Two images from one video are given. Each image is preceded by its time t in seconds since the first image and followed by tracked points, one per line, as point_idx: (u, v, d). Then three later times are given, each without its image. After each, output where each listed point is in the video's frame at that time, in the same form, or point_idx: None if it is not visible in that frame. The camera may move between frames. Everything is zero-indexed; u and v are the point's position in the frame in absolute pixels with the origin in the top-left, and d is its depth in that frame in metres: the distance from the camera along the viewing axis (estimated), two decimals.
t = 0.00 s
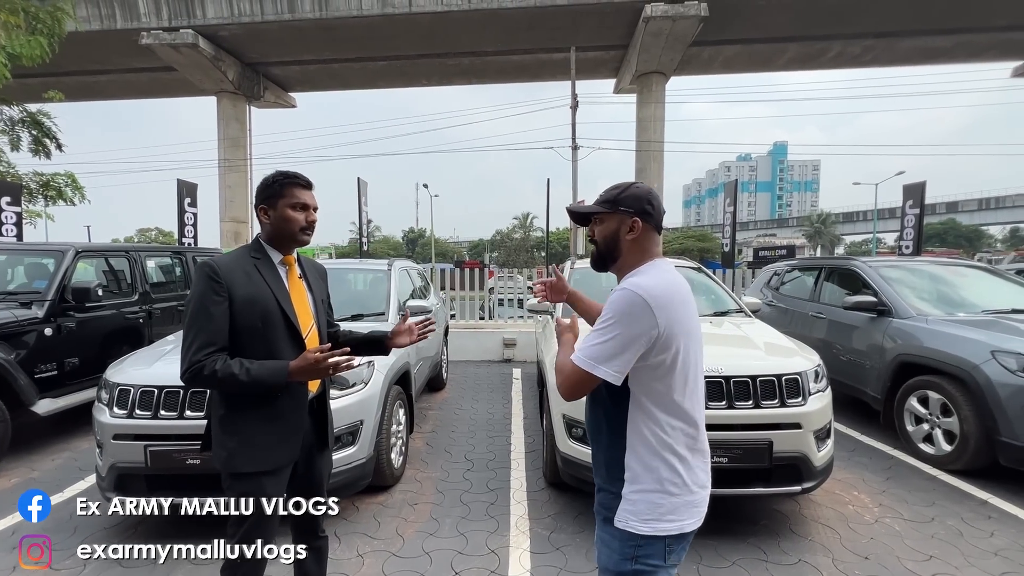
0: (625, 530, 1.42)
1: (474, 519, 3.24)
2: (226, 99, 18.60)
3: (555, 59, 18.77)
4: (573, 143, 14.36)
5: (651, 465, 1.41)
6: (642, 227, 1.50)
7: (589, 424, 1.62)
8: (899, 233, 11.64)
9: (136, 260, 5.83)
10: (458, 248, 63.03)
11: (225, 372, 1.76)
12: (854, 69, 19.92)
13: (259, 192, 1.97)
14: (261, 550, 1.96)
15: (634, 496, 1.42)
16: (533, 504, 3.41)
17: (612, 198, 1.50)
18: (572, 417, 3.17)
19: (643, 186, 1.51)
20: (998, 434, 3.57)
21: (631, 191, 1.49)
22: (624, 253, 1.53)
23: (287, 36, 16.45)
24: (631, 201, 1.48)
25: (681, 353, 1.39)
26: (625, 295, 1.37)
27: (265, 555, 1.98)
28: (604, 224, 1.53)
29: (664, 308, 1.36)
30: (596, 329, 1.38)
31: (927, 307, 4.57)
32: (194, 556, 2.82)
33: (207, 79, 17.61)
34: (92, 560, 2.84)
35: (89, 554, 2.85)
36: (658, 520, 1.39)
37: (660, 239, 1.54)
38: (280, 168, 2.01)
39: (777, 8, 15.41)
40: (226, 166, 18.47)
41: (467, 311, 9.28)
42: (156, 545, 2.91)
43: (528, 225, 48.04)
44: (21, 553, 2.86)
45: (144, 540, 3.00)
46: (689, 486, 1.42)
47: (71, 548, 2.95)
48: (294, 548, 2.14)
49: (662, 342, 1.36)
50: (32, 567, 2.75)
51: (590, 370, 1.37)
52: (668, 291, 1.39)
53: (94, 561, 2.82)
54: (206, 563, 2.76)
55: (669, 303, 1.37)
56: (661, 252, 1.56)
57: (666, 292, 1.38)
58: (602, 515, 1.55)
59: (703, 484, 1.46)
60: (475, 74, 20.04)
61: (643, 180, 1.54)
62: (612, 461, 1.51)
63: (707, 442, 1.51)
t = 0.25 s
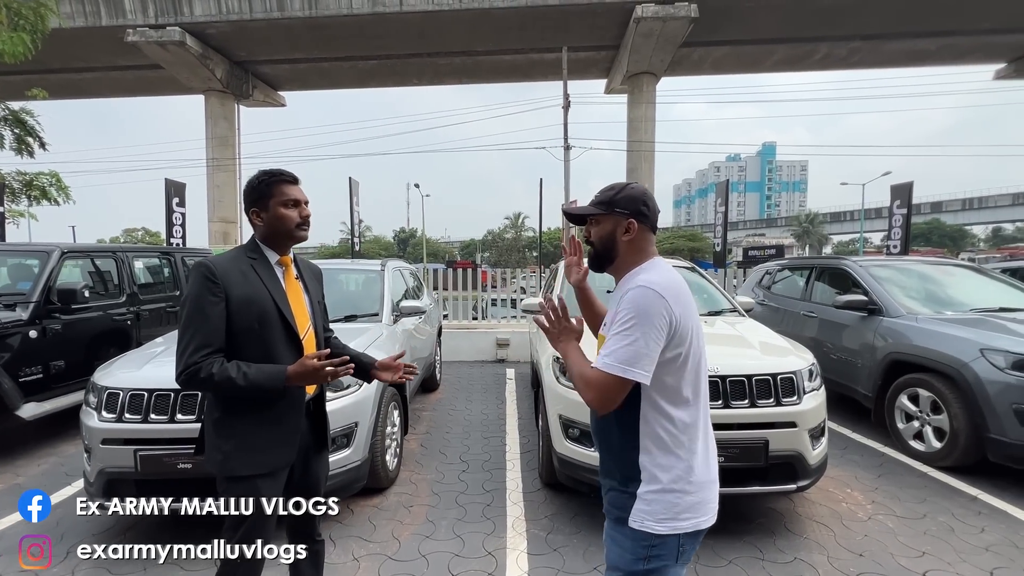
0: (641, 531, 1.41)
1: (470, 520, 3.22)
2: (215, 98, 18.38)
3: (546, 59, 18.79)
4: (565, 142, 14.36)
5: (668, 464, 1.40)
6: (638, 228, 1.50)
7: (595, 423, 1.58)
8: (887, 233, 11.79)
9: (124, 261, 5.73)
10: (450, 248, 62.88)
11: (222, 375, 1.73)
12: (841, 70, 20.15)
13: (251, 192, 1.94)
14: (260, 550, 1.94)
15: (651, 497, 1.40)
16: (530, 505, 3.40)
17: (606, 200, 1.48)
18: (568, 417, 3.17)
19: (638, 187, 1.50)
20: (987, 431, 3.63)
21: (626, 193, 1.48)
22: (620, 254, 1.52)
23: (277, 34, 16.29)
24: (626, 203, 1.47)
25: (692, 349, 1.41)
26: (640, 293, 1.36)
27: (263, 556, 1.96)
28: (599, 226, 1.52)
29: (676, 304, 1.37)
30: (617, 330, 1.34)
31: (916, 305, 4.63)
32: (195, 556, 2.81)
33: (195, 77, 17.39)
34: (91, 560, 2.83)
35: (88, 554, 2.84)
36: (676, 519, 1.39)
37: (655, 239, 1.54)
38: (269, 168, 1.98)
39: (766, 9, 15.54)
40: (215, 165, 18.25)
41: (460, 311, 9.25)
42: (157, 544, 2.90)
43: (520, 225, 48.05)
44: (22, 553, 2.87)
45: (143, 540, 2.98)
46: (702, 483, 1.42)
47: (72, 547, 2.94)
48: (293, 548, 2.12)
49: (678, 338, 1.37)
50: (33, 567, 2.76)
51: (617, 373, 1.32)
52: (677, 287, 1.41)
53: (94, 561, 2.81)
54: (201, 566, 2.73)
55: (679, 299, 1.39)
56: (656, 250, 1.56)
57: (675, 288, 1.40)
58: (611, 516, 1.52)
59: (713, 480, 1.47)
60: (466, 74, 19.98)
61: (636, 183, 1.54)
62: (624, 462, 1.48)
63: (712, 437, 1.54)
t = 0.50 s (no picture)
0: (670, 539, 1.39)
1: (467, 523, 3.19)
2: (199, 95, 18.07)
3: (535, 58, 18.78)
4: (556, 142, 14.36)
5: (694, 469, 1.40)
6: (651, 228, 1.48)
7: (608, 431, 1.51)
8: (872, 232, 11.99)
9: (107, 261, 5.60)
10: (439, 248, 62.62)
11: (220, 380, 1.69)
12: (826, 72, 20.43)
13: (241, 194, 1.87)
14: (261, 550, 1.90)
15: (678, 506, 1.38)
16: (526, 506, 3.39)
17: (618, 199, 1.47)
18: (565, 418, 3.16)
19: (650, 186, 1.48)
20: (975, 427, 3.69)
21: (640, 192, 1.46)
22: (633, 255, 1.51)
23: (262, 31, 16.05)
24: (639, 202, 1.45)
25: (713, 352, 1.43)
26: (673, 301, 1.34)
27: (263, 555, 1.93)
28: (611, 225, 1.50)
29: (702, 308, 1.38)
30: (657, 341, 1.30)
31: (904, 303, 4.70)
32: (196, 556, 2.80)
33: (178, 73, 17.07)
34: (92, 560, 2.81)
35: (89, 554, 2.80)
36: (702, 523, 1.40)
37: (665, 240, 1.54)
38: (259, 169, 1.91)
39: (753, 11, 15.69)
40: (199, 163, 17.94)
41: (451, 311, 9.20)
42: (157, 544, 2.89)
43: (509, 224, 48.02)
44: (22, 553, 2.90)
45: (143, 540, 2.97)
46: (721, 483, 1.45)
47: (63, 553, 2.89)
48: (293, 549, 2.09)
49: (706, 342, 1.38)
50: (33, 567, 2.77)
51: (658, 386, 1.28)
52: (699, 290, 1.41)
53: (96, 561, 2.80)
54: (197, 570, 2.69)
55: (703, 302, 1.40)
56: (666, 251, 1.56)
57: (698, 293, 1.40)
58: (630, 529, 1.47)
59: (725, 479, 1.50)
60: (455, 73, 19.88)
61: (649, 181, 1.52)
62: (644, 473, 1.42)
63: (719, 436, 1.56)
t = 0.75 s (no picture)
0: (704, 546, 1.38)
1: (464, 527, 3.15)
2: (180, 90, 17.68)
3: (523, 56, 18.73)
4: (544, 140, 14.33)
5: (724, 475, 1.38)
6: (674, 230, 1.46)
7: (632, 441, 1.48)
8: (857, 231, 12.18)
9: (87, 260, 5.42)
10: (426, 246, 62.26)
11: (204, 390, 1.62)
12: (809, 72, 20.71)
13: (236, 190, 1.81)
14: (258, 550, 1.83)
15: (712, 512, 1.37)
16: (524, 508, 3.35)
17: (641, 201, 1.44)
18: (563, 419, 3.12)
19: (672, 186, 1.46)
20: (965, 424, 3.74)
21: (663, 193, 1.43)
22: (656, 257, 1.49)
23: (246, 26, 15.76)
24: (663, 203, 1.43)
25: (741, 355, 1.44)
26: (716, 309, 1.32)
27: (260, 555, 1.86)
28: (632, 227, 1.48)
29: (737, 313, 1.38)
30: (707, 353, 1.28)
31: (893, 302, 4.76)
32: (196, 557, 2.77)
33: (159, 68, 16.67)
34: (93, 559, 2.78)
35: (88, 554, 2.77)
36: (734, 526, 1.40)
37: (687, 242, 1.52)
38: (254, 165, 1.85)
39: (739, 12, 15.82)
40: (181, 160, 17.55)
41: (441, 310, 9.12)
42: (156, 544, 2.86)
43: (496, 222, 47.94)
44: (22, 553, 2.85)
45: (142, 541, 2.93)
46: (745, 484, 1.45)
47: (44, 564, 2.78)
48: (293, 549, 2.04)
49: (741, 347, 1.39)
50: (33, 567, 2.75)
51: (711, 400, 1.26)
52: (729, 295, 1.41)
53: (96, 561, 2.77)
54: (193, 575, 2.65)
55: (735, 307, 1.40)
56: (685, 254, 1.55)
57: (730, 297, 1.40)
58: (662, 542, 1.44)
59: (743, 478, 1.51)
60: (442, 70, 19.73)
61: (670, 180, 1.50)
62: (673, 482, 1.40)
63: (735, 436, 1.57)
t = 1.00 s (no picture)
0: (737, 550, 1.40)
1: (463, 530, 3.10)
2: (160, 84, 17.25)
3: (511, 53, 18.65)
4: (533, 138, 14.28)
5: (759, 478, 1.42)
6: (707, 230, 1.46)
7: (666, 448, 1.47)
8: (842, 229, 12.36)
9: (65, 259, 5.23)
10: (413, 244, 61.82)
11: (198, 395, 1.54)
12: (793, 72, 20.96)
13: (228, 185, 1.74)
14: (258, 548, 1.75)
15: (748, 516, 1.40)
16: (522, 510, 3.31)
17: (674, 199, 1.43)
18: (562, 420, 3.09)
19: (705, 185, 1.46)
20: (955, 420, 3.79)
21: (695, 191, 1.43)
22: (689, 257, 1.48)
23: (228, 19, 15.43)
24: (696, 202, 1.43)
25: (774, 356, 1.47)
26: (765, 312, 1.33)
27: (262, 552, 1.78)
28: (664, 226, 1.47)
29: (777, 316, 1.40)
30: (761, 359, 1.28)
31: (883, 299, 4.82)
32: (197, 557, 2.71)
33: (137, 61, 16.24)
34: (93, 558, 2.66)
35: (88, 553, 2.64)
36: (766, 527, 1.43)
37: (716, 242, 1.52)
38: (247, 160, 1.78)
39: (725, 11, 15.92)
40: (161, 156, 17.13)
41: (431, 309, 9.02)
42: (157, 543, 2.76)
43: (484, 220, 47.79)
44: (22, 554, 2.84)
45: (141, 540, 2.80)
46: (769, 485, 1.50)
47: None
48: (292, 548, 1.96)
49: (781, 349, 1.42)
50: (32, 568, 2.71)
51: (769, 407, 1.27)
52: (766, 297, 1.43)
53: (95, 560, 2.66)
54: None
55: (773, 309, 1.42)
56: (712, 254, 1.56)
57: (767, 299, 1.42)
58: (696, 549, 1.44)
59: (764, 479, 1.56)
60: (429, 66, 19.55)
61: (700, 179, 1.50)
62: (708, 489, 1.41)
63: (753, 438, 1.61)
